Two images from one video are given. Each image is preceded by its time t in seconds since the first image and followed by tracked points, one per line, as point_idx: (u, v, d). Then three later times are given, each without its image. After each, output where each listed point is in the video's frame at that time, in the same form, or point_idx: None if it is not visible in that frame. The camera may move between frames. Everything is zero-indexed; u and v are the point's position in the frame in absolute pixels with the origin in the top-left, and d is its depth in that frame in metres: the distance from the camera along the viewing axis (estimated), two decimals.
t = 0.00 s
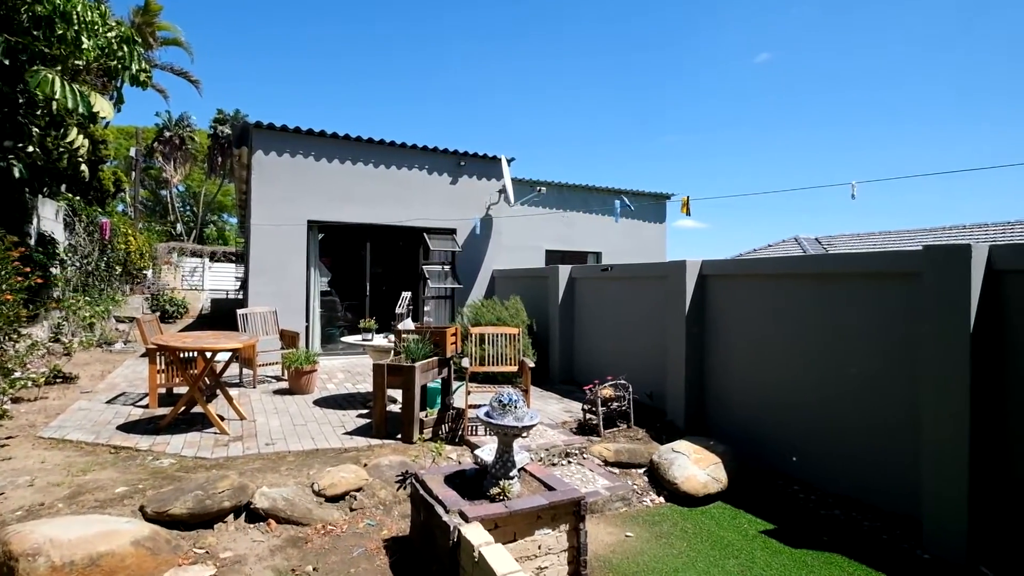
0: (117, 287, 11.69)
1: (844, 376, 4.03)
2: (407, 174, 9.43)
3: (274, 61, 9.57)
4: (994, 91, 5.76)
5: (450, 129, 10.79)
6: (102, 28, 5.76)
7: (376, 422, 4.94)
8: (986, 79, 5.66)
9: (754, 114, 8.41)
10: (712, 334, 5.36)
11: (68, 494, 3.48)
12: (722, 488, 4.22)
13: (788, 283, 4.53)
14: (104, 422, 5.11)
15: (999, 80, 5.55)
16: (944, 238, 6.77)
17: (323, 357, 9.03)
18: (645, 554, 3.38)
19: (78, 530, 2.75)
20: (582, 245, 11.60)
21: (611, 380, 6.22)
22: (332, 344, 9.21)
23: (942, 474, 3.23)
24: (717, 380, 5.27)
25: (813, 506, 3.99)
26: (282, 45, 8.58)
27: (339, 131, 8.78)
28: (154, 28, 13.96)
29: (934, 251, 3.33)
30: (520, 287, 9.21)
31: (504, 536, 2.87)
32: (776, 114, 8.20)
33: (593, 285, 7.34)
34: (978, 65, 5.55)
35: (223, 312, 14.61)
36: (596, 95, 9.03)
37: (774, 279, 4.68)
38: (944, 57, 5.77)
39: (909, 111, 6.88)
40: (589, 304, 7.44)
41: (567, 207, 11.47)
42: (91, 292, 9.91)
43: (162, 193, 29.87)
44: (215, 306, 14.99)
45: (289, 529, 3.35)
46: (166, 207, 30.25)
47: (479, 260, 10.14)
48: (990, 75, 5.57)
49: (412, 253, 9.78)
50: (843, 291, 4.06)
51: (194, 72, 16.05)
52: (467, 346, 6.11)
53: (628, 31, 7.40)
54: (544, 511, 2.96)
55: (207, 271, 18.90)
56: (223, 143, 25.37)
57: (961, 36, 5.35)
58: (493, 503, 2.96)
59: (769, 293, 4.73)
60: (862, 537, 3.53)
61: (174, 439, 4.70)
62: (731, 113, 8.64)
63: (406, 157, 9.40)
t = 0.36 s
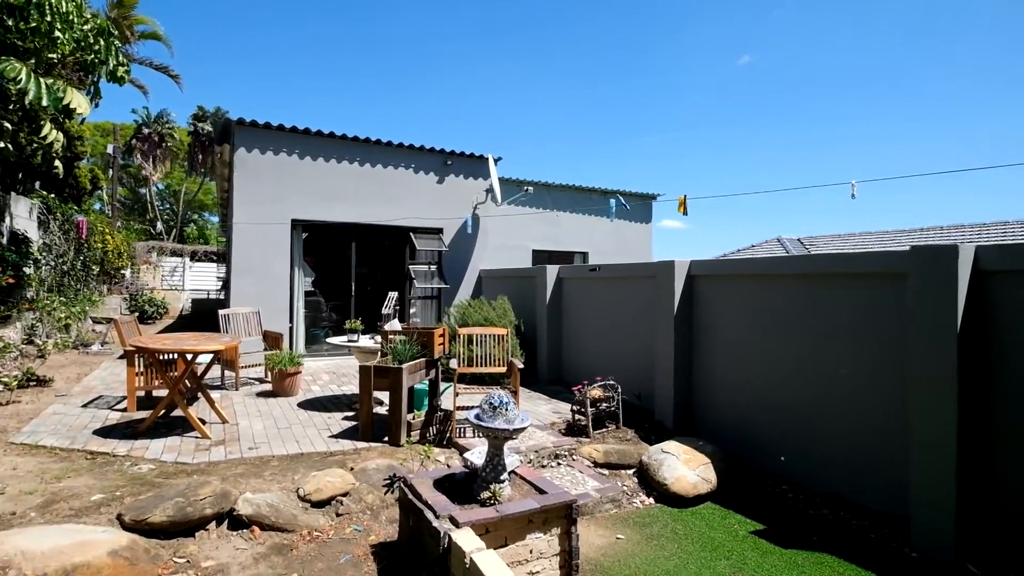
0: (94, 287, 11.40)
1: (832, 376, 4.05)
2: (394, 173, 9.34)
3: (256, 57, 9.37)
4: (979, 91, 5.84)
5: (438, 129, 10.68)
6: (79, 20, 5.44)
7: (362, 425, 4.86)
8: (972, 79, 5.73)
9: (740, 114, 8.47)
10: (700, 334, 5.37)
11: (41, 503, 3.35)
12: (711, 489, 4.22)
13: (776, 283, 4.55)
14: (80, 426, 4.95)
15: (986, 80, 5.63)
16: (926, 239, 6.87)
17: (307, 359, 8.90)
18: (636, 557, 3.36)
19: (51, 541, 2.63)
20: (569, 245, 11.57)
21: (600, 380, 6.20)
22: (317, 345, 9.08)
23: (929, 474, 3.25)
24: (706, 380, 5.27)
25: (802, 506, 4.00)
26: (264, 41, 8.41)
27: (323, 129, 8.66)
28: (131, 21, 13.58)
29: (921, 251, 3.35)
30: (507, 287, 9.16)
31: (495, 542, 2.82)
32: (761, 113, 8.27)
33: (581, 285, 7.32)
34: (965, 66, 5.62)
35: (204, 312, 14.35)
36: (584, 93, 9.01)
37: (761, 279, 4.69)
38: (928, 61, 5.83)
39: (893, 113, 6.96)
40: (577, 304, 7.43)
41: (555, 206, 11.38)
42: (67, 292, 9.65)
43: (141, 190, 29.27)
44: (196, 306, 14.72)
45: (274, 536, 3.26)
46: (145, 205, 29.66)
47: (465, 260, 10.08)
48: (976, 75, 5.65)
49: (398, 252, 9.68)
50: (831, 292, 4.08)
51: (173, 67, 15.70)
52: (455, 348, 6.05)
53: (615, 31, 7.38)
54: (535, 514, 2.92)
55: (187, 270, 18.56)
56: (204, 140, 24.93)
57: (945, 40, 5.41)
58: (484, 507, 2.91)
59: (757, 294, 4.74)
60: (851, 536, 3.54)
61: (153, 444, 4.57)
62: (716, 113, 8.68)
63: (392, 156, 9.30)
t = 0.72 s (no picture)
0: (71, 287, 11.13)
1: (820, 376, 4.08)
2: (380, 172, 9.24)
3: (239, 53, 9.21)
4: (964, 91, 5.94)
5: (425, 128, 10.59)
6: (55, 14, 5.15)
7: (349, 428, 4.79)
8: (955, 80, 5.83)
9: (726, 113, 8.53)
10: (689, 334, 5.38)
11: (16, 511, 3.23)
12: (701, 489, 4.23)
13: (764, 284, 4.58)
14: (56, 431, 4.81)
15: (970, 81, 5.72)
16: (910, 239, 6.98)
17: (292, 360, 8.77)
18: (628, 559, 3.35)
19: (26, 551, 2.53)
20: (556, 245, 11.57)
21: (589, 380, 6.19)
22: (302, 346, 8.95)
23: (916, 472, 3.29)
24: (695, 380, 5.29)
25: (790, 506, 4.02)
26: (248, 37, 8.26)
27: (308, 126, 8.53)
28: (108, 14, 13.28)
29: (909, 252, 3.38)
30: (495, 288, 9.13)
31: (488, 546, 2.78)
32: (749, 113, 8.33)
33: (569, 285, 7.31)
34: (949, 68, 5.70)
35: (185, 313, 14.08)
36: (572, 91, 9.00)
37: (750, 280, 4.71)
38: (914, 63, 5.91)
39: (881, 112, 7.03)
40: (565, 304, 7.41)
41: (542, 206, 11.38)
42: (43, 293, 9.41)
43: (119, 189, 28.65)
44: (177, 307, 14.44)
45: (260, 543, 3.19)
46: (124, 203, 29.09)
47: (452, 260, 10.03)
48: (961, 76, 5.73)
49: (385, 252, 9.59)
50: (819, 292, 4.11)
51: (153, 63, 15.40)
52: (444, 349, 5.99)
53: (605, 31, 7.36)
54: (528, 518, 2.88)
55: (168, 270, 18.21)
56: (185, 138, 24.51)
57: (933, 43, 5.47)
58: (476, 511, 2.87)
59: (746, 294, 4.76)
60: (839, 535, 3.57)
61: (134, 449, 4.45)
62: (704, 113, 8.72)
63: (378, 155, 9.20)
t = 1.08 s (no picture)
0: (46, 288, 10.84)
1: (808, 376, 4.10)
2: (366, 171, 9.15)
3: (222, 50, 9.06)
4: (949, 94, 6.04)
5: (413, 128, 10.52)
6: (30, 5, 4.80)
7: (336, 431, 4.72)
8: (941, 83, 5.92)
9: (715, 115, 8.58)
10: (677, 335, 5.39)
11: None
12: (690, 490, 4.23)
13: (751, 285, 4.61)
14: (31, 436, 4.66)
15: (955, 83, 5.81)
16: (892, 241, 7.08)
17: (276, 362, 8.64)
18: (619, 561, 3.33)
19: None
20: (543, 246, 11.57)
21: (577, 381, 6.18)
22: (286, 347, 8.82)
23: (902, 471, 3.32)
24: (683, 381, 5.31)
25: (778, 505, 4.04)
26: (232, 33, 8.11)
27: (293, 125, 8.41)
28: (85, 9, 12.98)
29: (894, 254, 3.41)
30: (482, 288, 9.09)
31: (478, 551, 2.74)
32: (736, 114, 8.38)
33: (557, 286, 7.29)
34: (935, 71, 5.79)
35: (165, 314, 13.81)
36: (561, 91, 8.99)
37: (737, 281, 4.74)
38: (900, 67, 5.99)
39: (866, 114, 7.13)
40: (553, 305, 7.40)
41: (529, 207, 11.36)
42: (17, 294, 9.15)
43: (97, 187, 28.01)
44: (156, 308, 14.16)
45: (244, 550, 3.11)
46: (101, 202, 28.48)
47: (439, 261, 9.97)
48: (946, 79, 5.82)
49: (370, 252, 9.49)
50: (806, 293, 4.14)
51: (132, 59, 15.10)
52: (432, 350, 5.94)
53: (596, 32, 7.35)
54: (518, 522, 2.85)
55: (148, 270, 17.87)
56: (165, 136, 24.09)
57: (917, 46, 5.56)
58: (466, 516, 2.83)
59: (733, 295, 4.78)
60: (827, 534, 3.59)
61: (112, 454, 4.33)
62: (692, 115, 8.76)
63: (364, 154, 9.11)
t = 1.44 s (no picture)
0: (20, 289, 10.55)
1: (793, 377, 4.13)
2: (351, 171, 9.04)
3: (203, 48, 8.89)
4: (929, 98, 6.16)
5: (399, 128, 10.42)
6: None
7: (319, 435, 4.64)
8: (923, 88, 6.02)
9: (701, 117, 8.64)
10: (663, 337, 5.40)
11: None
12: (677, 491, 4.23)
13: (736, 286, 4.63)
14: (2, 443, 4.51)
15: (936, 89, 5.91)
16: (874, 242, 7.19)
17: (258, 364, 8.50)
18: (607, 564, 3.32)
19: None
20: (530, 246, 11.55)
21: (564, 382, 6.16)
22: (269, 350, 8.69)
23: (886, 472, 3.34)
24: (669, 382, 5.31)
25: (764, 506, 4.06)
26: (214, 30, 7.94)
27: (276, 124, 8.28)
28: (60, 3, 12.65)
29: (879, 255, 3.44)
30: (468, 289, 9.04)
31: (465, 557, 2.70)
32: (722, 116, 8.43)
33: (544, 287, 7.27)
34: (919, 74, 5.87)
35: (144, 315, 13.52)
36: (548, 91, 8.97)
37: (723, 282, 4.76)
38: (884, 70, 6.06)
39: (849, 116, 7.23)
40: (539, 306, 7.37)
41: (515, 207, 11.34)
42: None
43: (73, 185, 27.35)
44: (135, 310, 13.87)
45: (224, 559, 3.03)
46: (78, 201, 27.85)
47: (425, 261, 9.90)
48: (929, 83, 5.91)
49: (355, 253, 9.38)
50: (791, 293, 4.16)
51: (110, 55, 14.80)
52: (418, 352, 5.87)
53: (585, 31, 7.33)
54: (505, 526, 2.82)
55: (127, 271, 17.51)
56: (145, 134, 23.61)
57: (902, 50, 5.63)
58: (452, 521, 2.79)
59: (719, 296, 4.80)
60: (812, 535, 3.61)
61: (87, 461, 4.21)
62: (677, 117, 8.79)
63: (349, 154, 9.00)
